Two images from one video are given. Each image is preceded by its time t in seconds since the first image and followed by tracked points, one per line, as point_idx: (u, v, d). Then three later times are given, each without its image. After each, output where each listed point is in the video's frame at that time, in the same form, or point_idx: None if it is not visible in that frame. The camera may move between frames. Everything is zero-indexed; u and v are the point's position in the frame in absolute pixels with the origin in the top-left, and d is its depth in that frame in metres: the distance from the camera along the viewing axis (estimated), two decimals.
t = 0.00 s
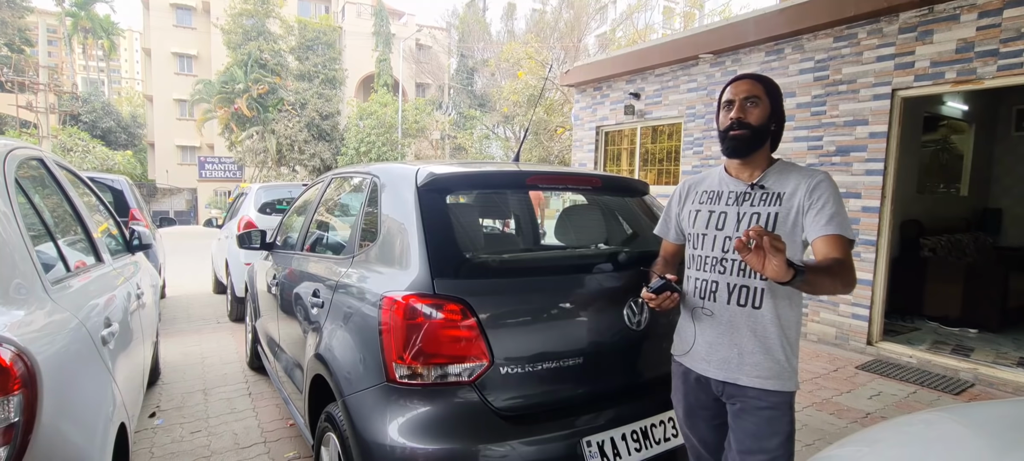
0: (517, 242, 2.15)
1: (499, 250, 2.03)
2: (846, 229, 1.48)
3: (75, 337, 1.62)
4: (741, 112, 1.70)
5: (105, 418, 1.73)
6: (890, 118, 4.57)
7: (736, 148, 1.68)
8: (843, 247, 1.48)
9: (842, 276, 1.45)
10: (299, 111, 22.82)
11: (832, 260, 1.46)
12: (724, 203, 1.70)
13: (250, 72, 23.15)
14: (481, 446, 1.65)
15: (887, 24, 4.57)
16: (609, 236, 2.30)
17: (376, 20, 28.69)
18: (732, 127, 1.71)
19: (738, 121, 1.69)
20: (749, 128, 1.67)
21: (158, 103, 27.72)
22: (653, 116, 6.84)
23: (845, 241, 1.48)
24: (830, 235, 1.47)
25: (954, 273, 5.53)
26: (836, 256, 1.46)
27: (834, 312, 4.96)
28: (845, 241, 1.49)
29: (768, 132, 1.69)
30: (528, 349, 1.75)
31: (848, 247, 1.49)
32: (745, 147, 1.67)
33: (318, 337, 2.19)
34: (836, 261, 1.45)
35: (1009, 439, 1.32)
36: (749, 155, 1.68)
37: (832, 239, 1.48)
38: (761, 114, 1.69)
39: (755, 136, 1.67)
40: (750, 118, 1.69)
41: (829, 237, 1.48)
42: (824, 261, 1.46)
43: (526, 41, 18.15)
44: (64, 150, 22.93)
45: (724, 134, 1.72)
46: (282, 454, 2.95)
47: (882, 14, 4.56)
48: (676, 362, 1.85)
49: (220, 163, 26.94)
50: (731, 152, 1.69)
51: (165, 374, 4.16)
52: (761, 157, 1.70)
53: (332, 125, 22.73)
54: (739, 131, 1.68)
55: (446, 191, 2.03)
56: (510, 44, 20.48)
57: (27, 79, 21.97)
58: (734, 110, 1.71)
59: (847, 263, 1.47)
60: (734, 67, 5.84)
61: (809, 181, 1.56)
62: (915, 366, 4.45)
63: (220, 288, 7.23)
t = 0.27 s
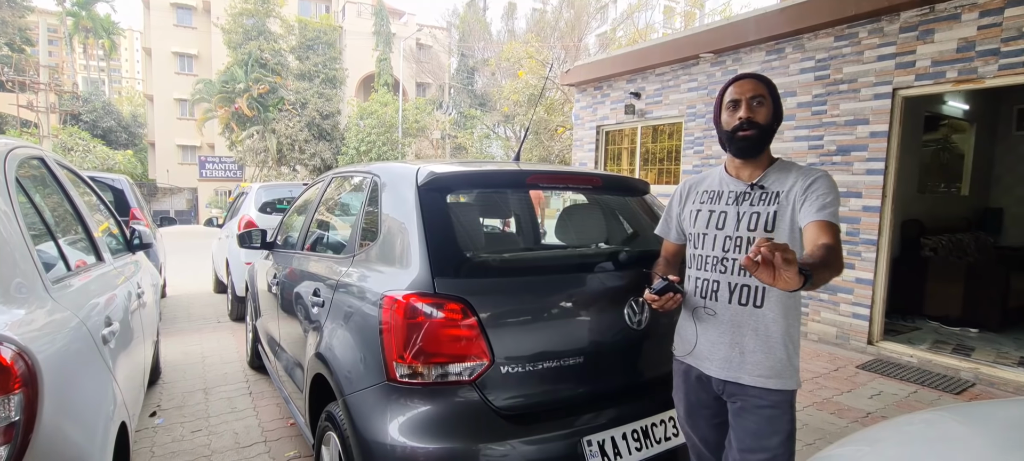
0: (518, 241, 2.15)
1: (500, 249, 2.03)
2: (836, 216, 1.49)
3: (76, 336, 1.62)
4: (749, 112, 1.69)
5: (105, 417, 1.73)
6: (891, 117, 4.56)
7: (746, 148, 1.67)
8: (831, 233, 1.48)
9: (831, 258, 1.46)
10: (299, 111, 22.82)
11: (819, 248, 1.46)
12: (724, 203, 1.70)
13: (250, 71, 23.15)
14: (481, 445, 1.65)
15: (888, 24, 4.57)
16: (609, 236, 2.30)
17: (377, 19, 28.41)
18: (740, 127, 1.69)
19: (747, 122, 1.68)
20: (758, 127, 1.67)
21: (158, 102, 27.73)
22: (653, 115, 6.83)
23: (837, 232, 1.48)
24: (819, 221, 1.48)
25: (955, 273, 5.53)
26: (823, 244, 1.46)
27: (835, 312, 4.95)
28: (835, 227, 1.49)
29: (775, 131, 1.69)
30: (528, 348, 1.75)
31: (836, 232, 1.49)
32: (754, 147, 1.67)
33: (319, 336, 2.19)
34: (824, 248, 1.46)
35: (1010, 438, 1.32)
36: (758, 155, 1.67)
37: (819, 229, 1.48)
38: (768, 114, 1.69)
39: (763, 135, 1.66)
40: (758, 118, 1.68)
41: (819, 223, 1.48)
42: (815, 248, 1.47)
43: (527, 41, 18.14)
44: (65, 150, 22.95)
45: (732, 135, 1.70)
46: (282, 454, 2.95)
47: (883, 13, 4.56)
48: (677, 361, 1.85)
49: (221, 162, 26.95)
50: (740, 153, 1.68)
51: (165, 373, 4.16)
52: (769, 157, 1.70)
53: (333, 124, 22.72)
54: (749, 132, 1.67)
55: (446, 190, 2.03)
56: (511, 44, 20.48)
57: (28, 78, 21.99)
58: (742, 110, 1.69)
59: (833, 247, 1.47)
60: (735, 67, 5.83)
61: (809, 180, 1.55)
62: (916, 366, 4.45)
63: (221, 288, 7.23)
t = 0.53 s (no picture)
0: (518, 241, 2.14)
1: (500, 249, 2.03)
2: (848, 229, 1.48)
3: (77, 336, 1.62)
4: (750, 114, 1.67)
5: (106, 417, 1.73)
6: (892, 117, 4.56)
7: (747, 151, 1.67)
8: (847, 249, 1.48)
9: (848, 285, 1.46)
10: (300, 110, 22.82)
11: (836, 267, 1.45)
12: (725, 205, 1.70)
13: (251, 71, 23.17)
14: (481, 445, 1.65)
15: (889, 23, 4.56)
16: (610, 236, 2.30)
17: (377, 20, 28.60)
18: (741, 130, 1.68)
19: (748, 124, 1.66)
20: (759, 130, 1.66)
21: (159, 102, 27.75)
22: (654, 115, 6.83)
23: (849, 241, 1.48)
24: (836, 238, 1.47)
25: (955, 273, 5.53)
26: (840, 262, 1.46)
27: (835, 312, 4.95)
28: (849, 242, 1.48)
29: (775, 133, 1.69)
30: (529, 347, 1.75)
31: (853, 250, 1.49)
32: (755, 150, 1.66)
33: (319, 336, 2.19)
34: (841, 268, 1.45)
35: (1010, 438, 1.32)
36: (759, 157, 1.67)
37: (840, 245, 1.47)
38: (768, 115, 1.68)
39: (764, 138, 1.66)
40: (758, 120, 1.67)
41: (836, 238, 1.47)
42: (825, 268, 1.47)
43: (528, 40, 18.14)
44: (66, 150, 22.98)
45: (732, 138, 1.69)
46: (282, 453, 2.95)
47: (883, 13, 4.55)
48: (678, 360, 1.85)
49: (222, 162, 26.96)
50: (741, 156, 1.68)
51: (166, 372, 4.17)
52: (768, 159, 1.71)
53: (333, 124, 22.72)
54: (750, 134, 1.66)
55: (447, 190, 2.03)
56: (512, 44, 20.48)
57: (29, 78, 22.01)
58: (743, 112, 1.68)
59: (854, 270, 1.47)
60: (735, 66, 5.83)
61: (808, 181, 1.55)
62: (917, 366, 4.45)
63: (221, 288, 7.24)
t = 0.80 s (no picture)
0: (519, 241, 2.14)
1: (501, 248, 2.03)
2: (854, 236, 1.49)
3: (78, 335, 1.63)
4: (748, 118, 1.66)
5: (107, 417, 1.73)
6: (893, 117, 4.56)
7: (746, 155, 1.65)
8: (848, 262, 1.51)
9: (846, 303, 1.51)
10: (301, 110, 22.82)
11: (831, 287, 1.51)
12: (725, 207, 1.70)
13: (252, 71, 23.18)
14: (482, 445, 1.65)
15: (890, 23, 4.56)
16: (610, 236, 2.30)
17: (377, 19, 28.44)
18: (739, 134, 1.67)
19: (746, 128, 1.65)
20: (757, 133, 1.64)
21: (159, 102, 27.75)
22: (654, 115, 6.83)
23: (853, 249, 1.50)
24: (841, 246, 1.49)
25: (956, 273, 5.53)
26: (837, 280, 1.51)
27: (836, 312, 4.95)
28: (851, 252, 1.51)
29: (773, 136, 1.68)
30: (529, 347, 1.75)
31: (853, 261, 1.52)
32: (754, 154, 1.64)
33: (320, 336, 2.19)
34: (837, 287, 1.51)
35: (1012, 437, 1.32)
36: (758, 160, 1.65)
37: (840, 256, 1.51)
38: (766, 118, 1.67)
39: (762, 141, 1.65)
40: (757, 123, 1.66)
41: (840, 248, 1.50)
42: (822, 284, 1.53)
43: (528, 40, 18.14)
44: (67, 150, 23.01)
45: (731, 142, 1.67)
46: (284, 453, 2.95)
47: (884, 13, 4.55)
48: (680, 360, 1.86)
49: (222, 162, 26.98)
50: (740, 159, 1.66)
51: (167, 372, 4.17)
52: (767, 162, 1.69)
53: (333, 124, 22.70)
54: (748, 138, 1.64)
55: (447, 190, 2.03)
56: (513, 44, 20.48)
57: (30, 78, 22.03)
58: (740, 117, 1.67)
59: (853, 285, 1.51)
60: (736, 66, 5.83)
61: (810, 184, 1.56)
62: (917, 366, 4.45)
63: (222, 288, 7.24)
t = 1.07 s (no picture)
0: (520, 241, 2.14)
1: (502, 248, 2.03)
2: (852, 236, 1.49)
3: (79, 335, 1.63)
4: (749, 117, 1.67)
5: (108, 417, 1.73)
6: (893, 117, 4.56)
7: (747, 153, 1.66)
8: (846, 261, 1.51)
9: (840, 300, 1.50)
10: (301, 110, 22.80)
11: (825, 280, 1.51)
12: (726, 207, 1.70)
13: (252, 71, 23.19)
14: (483, 445, 1.65)
15: (890, 23, 4.56)
16: (611, 236, 2.30)
17: (378, 19, 28.46)
18: (740, 132, 1.67)
19: (748, 126, 1.66)
20: (758, 132, 1.65)
21: (160, 102, 27.76)
22: (655, 115, 6.83)
23: (852, 249, 1.50)
24: (840, 246, 1.49)
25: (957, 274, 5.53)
26: (832, 276, 1.50)
27: (837, 312, 4.95)
28: (848, 251, 1.51)
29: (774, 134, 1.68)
30: (530, 347, 1.76)
31: (852, 261, 1.52)
32: (755, 153, 1.65)
33: (321, 336, 2.19)
34: (831, 281, 1.50)
35: (1013, 437, 1.32)
36: (758, 159, 1.66)
37: (837, 257, 1.50)
38: (767, 116, 1.68)
39: (763, 139, 1.65)
40: (758, 121, 1.67)
41: (839, 249, 1.50)
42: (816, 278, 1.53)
43: (529, 40, 18.14)
44: (67, 150, 23.03)
45: (732, 140, 1.68)
46: (284, 453, 2.96)
47: (885, 13, 4.55)
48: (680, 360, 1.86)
49: (223, 162, 27.01)
50: (741, 158, 1.67)
51: (167, 372, 4.17)
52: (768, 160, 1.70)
53: (334, 124, 22.67)
54: (749, 137, 1.65)
55: (448, 190, 2.03)
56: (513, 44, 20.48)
57: (31, 78, 22.04)
58: (741, 115, 1.67)
59: (849, 282, 1.51)
60: (737, 67, 5.84)
61: (811, 184, 1.56)
62: (918, 366, 4.45)
63: (222, 287, 7.25)
